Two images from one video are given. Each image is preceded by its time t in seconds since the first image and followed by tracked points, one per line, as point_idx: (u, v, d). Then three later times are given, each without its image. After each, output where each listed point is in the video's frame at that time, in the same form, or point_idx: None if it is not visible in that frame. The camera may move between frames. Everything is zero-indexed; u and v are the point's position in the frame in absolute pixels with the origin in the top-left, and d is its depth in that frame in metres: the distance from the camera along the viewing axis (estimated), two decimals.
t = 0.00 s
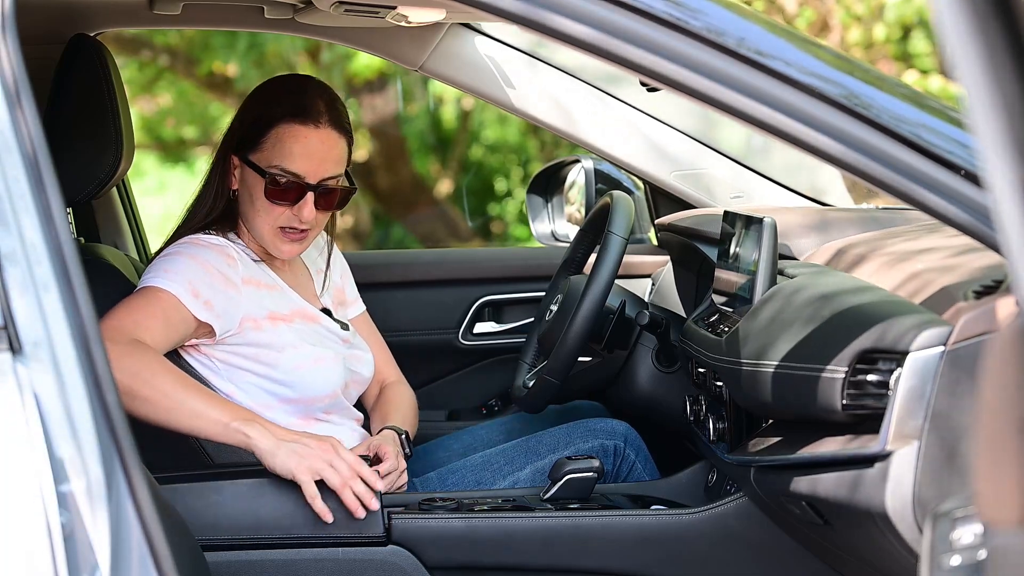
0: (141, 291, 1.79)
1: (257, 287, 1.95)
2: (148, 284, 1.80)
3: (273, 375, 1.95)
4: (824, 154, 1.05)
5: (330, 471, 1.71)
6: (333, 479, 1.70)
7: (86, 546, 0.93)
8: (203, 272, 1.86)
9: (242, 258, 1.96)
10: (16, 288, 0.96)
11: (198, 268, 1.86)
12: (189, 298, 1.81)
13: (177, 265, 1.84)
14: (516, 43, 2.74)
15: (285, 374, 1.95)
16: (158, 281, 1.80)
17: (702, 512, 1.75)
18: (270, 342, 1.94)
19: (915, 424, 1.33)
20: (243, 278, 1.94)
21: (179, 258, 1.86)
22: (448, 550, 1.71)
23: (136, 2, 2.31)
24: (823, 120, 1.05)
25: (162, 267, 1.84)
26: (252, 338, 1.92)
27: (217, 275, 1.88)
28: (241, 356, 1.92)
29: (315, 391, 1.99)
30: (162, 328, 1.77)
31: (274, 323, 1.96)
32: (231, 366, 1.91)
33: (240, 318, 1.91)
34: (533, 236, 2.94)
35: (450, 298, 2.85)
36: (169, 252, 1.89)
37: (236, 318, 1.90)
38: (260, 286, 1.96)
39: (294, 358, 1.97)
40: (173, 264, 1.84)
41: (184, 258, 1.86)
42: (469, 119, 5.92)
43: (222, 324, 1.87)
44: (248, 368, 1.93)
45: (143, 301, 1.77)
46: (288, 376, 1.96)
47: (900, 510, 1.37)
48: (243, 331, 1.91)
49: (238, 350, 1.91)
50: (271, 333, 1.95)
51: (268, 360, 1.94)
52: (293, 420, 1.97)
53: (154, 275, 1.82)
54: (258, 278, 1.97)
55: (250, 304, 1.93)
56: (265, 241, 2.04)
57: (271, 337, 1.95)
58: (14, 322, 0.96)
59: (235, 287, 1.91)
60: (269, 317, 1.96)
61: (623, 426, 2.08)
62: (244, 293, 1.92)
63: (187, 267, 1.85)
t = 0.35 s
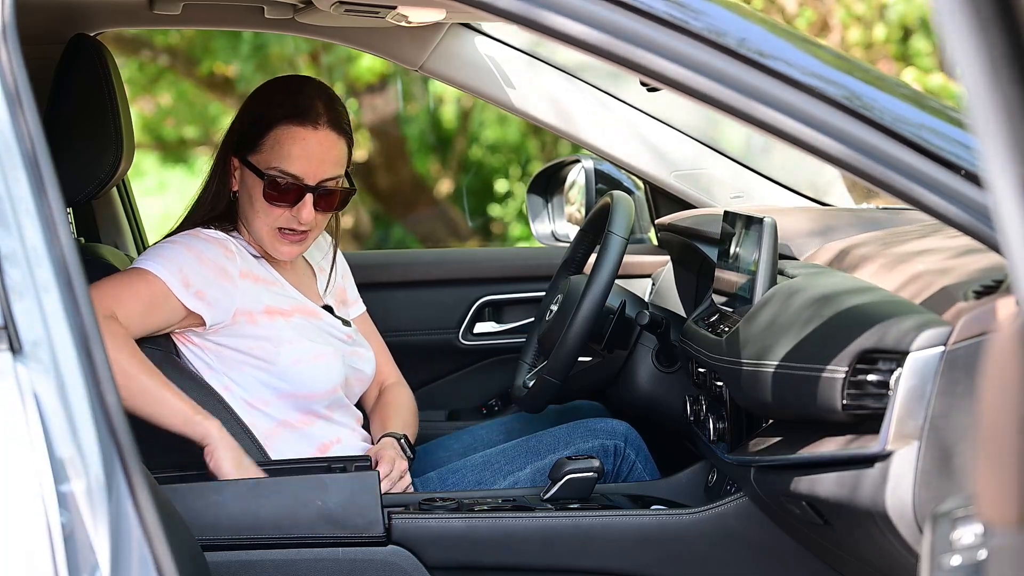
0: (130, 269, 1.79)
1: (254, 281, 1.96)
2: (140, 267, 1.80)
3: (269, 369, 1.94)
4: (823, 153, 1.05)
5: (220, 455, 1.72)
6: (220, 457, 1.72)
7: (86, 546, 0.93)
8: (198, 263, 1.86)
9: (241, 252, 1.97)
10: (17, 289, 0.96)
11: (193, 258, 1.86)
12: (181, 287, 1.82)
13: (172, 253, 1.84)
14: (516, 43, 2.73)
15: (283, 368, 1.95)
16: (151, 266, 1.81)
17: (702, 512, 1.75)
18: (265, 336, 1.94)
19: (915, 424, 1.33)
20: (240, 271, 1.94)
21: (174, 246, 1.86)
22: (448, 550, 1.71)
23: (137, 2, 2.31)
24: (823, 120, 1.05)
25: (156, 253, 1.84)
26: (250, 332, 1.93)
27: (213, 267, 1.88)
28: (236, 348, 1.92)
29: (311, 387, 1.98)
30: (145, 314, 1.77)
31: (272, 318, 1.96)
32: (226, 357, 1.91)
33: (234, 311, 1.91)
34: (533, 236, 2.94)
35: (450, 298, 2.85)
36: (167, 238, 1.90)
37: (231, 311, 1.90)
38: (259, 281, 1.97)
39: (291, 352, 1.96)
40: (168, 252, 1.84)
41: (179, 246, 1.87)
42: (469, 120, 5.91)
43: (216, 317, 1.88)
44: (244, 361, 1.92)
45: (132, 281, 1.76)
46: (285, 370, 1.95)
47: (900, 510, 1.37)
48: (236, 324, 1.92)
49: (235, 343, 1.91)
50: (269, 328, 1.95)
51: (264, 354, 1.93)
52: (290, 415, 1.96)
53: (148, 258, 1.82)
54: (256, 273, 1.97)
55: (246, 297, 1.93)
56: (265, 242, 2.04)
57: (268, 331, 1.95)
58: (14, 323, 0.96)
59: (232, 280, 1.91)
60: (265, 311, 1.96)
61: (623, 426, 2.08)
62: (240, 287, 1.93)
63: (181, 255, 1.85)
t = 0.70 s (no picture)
0: (127, 293, 1.79)
1: (256, 286, 1.95)
2: (143, 290, 1.79)
3: (270, 371, 1.94)
4: (823, 153, 1.05)
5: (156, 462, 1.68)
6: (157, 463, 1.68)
7: (86, 546, 0.93)
8: (202, 276, 1.86)
9: (243, 257, 1.96)
10: (17, 289, 0.96)
11: (196, 272, 1.85)
12: (187, 305, 1.82)
13: (176, 270, 1.83)
14: (516, 43, 2.73)
15: (283, 371, 1.95)
16: (155, 288, 1.79)
17: (702, 512, 1.75)
18: (266, 339, 1.94)
19: (915, 424, 1.33)
20: (244, 278, 1.93)
21: (175, 261, 1.85)
22: (448, 550, 1.71)
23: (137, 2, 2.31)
24: (823, 120, 1.05)
25: (158, 270, 1.82)
26: (251, 335, 1.92)
27: (216, 278, 1.88)
28: (238, 352, 1.91)
29: (312, 389, 1.98)
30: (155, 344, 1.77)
31: (273, 321, 1.96)
32: (227, 359, 1.90)
33: (237, 317, 1.91)
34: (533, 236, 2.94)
35: (450, 298, 2.85)
36: (167, 252, 1.88)
37: (233, 317, 1.90)
38: (261, 286, 1.96)
39: (291, 355, 1.96)
40: (170, 269, 1.83)
41: (180, 261, 1.85)
42: (469, 120, 5.92)
43: (219, 325, 1.88)
44: (245, 364, 1.92)
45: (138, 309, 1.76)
46: (286, 373, 1.95)
47: (900, 510, 1.37)
48: (238, 328, 1.91)
49: (237, 350, 1.91)
50: (269, 331, 1.95)
51: (265, 357, 1.93)
52: (290, 416, 1.97)
53: (149, 279, 1.81)
54: (258, 277, 1.97)
55: (248, 304, 1.93)
56: (266, 243, 2.04)
57: (269, 335, 1.95)
58: (14, 322, 0.96)
59: (234, 288, 1.91)
60: (268, 315, 1.96)
61: (623, 426, 2.07)
62: (244, 294, 1.92)
63: (183, 270, 1.84)
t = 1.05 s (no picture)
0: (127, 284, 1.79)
1: (255, 285, 1.95)
2: (140, 282, 1.79)
3: (269, 371, 1.94)
4: (823, 153, 1.05)
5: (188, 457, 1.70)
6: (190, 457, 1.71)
7: (86, 546, 0.93)
8: (199, 272, 1.86)
9: (241, 255, 1.96)
10: (17, 288, 0.96)
11: (193, 267, 1.85)
12: (184, 299, 1.81)
13: (173, 264, 1.83)
14: (516, 43, 2.74)
15: (282, 370, 1.95)
16: (152, 281, 1.79)
17: (702, 512, 1.75)
18: (265, 338, 1.94)
19: (915, 424, 1.33)
20: (242, 276, 1.93)
21: (173, 255, 1.85)
22: (448, 550, 1.71)
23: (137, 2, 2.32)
24: (822, 120, 1.05)
25: (156, 264, 1.82)
26: (250, 335, 1.93)
27: (213, 274, 1.88)
28: (236, 351, 1.91)
29: (311, 389, 1.98)
30: (150, 332, 1.77)
31: (272, 320, 1.96)
32: (227, 359, 1.90)
33: (236, 315, 1.91)
34: (533, 236, 2.94)
35: (450, 298, 2.85)
36: (166, 248, 1.88)
37: (233, 315, 1.90)
38: (259, 284, 1.96)
39: (290, 354, 1.96)
40: (167, 263, 1.83)
41: (178, 255, 1.85)
42: (469, 120, 5.92)
43: (215, 322, 1.87)
44: (244, 364, 1.92)
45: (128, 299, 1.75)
46: (285, 372, 1.95)
47: (900, 510, 1.37)
48: (236, 327, 1.91)
49: (237, 349, 1.91)
50: (268, 331, 1.95)
51: (264, 356, 1.93)
52: (290, 417, 1.96)
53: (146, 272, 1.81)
54: (256, 276, 1.97)
55: (247, 302, 1.93)
56: (266, 240, 2.04)
57: (269, 334, 1.95)
58: (14, 322, 0.96)
59: (231, 285, 1.90)
60: (266, 314, 1.96)
61: (623, 426, 2.07)
62: (242, 293, 1.92)
63: (180, 264, 1.84)
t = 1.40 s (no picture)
0: (153, 314, 1.78)
1: (260, 285, 1.96)
2: (165, 307, 1.78)
3: (271, 371, 1.93)
4: (823, 152, 1.05)
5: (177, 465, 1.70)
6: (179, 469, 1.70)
7: (86, 546, 0.93)
8: (218, 279, 1.85)
9: (247, 257, 1.96)
10: (16, 288, 0.96)
11: (212, 276, 1.84)
12: (215, 313, 1.82)
13: (193, 279, 1.82)
14: (516, 43, 2.74)
15: (286, 371, 1.95)
16: (177, 301, 1.78)
17: (702, 512, 1.75)
18: (269, 338, 1.94)
19: (915, 424, 1.33)
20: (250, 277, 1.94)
21: (189, 269, 1.84)
22: (448, 549, 1.71)
23: (137, 2, 2.32)
24: (822, 120, 1.05)
25: (174, 283, 1.81)
26: (255, 335, 1.92)
27: (230, 279, 1.88)
28: (243, 351, 1.90)
29: (312, 389, 1.98)
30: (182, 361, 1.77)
31: (277, 321, 1.96)
32: (232, 359, 1.89)
33: (246, 316, 1.91)
34: (534, 236, 2.94)
35: (450, 298, 2.85)
36: (177, 261, 1.86)
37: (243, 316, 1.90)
38: (264, 285, 1.97)
39: (292, 354, 1.96)
40: (185, 279, 1.82)
41: (194, 267, 1.84)
42: (469, 118, 5.90)
43: (234, 324, 1.88)
44: (248, 364, 1.91)
45: (161, 325, 1.76)
46: (287, 372, 1.95)
47: (899, 510, 1.37)
48: (245, 328, 1.91)
49: (245, 349, 1.90)
50: (272, 331, 1.95)
51: (267, 356, 1.93)
52: (290, 416, 1.96)
53: (167, 293, 1.80)
54: (261, 276, 1.97)
55: (255, 303, 1.93)
56: (261, 243, 2.04)
57: (274, 335, 1.95)
58: (14, 322, 0.96)
59: (243, 288, 1.91)
60: (271, 314, 1.96)
61: (623, 426, 2.07)
62: (251, 294, 1.93)
63: (198, 276, 1.83)
